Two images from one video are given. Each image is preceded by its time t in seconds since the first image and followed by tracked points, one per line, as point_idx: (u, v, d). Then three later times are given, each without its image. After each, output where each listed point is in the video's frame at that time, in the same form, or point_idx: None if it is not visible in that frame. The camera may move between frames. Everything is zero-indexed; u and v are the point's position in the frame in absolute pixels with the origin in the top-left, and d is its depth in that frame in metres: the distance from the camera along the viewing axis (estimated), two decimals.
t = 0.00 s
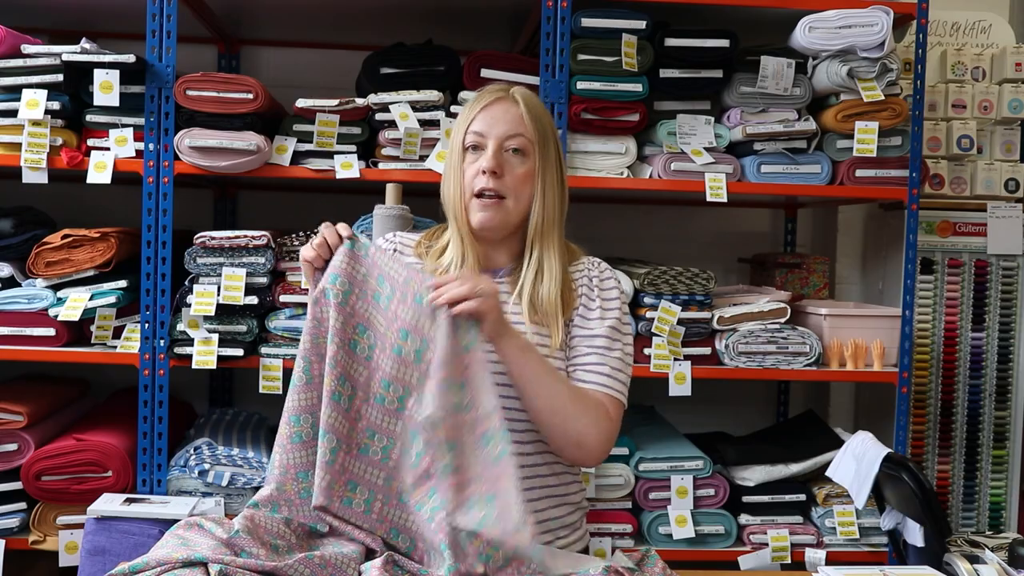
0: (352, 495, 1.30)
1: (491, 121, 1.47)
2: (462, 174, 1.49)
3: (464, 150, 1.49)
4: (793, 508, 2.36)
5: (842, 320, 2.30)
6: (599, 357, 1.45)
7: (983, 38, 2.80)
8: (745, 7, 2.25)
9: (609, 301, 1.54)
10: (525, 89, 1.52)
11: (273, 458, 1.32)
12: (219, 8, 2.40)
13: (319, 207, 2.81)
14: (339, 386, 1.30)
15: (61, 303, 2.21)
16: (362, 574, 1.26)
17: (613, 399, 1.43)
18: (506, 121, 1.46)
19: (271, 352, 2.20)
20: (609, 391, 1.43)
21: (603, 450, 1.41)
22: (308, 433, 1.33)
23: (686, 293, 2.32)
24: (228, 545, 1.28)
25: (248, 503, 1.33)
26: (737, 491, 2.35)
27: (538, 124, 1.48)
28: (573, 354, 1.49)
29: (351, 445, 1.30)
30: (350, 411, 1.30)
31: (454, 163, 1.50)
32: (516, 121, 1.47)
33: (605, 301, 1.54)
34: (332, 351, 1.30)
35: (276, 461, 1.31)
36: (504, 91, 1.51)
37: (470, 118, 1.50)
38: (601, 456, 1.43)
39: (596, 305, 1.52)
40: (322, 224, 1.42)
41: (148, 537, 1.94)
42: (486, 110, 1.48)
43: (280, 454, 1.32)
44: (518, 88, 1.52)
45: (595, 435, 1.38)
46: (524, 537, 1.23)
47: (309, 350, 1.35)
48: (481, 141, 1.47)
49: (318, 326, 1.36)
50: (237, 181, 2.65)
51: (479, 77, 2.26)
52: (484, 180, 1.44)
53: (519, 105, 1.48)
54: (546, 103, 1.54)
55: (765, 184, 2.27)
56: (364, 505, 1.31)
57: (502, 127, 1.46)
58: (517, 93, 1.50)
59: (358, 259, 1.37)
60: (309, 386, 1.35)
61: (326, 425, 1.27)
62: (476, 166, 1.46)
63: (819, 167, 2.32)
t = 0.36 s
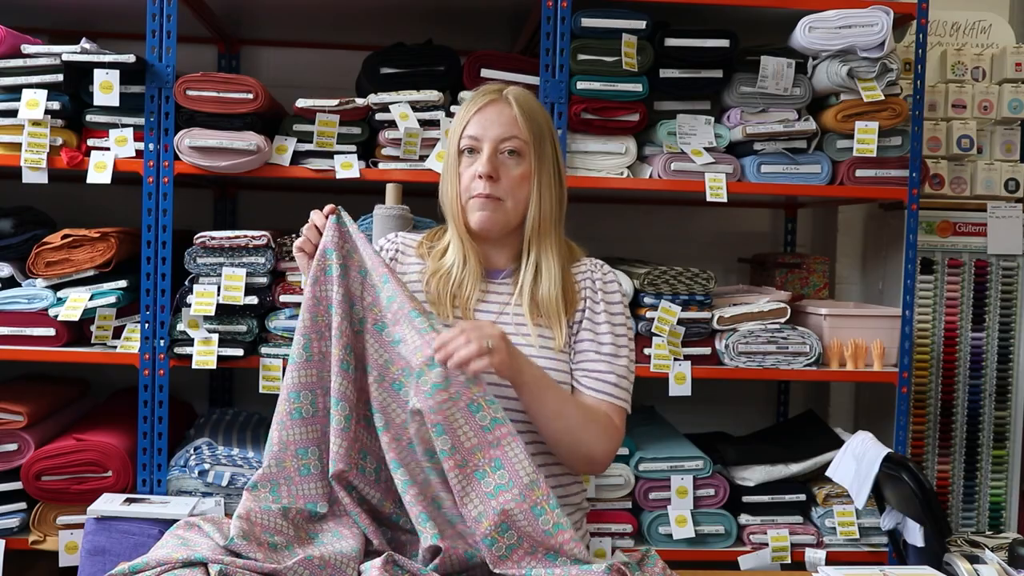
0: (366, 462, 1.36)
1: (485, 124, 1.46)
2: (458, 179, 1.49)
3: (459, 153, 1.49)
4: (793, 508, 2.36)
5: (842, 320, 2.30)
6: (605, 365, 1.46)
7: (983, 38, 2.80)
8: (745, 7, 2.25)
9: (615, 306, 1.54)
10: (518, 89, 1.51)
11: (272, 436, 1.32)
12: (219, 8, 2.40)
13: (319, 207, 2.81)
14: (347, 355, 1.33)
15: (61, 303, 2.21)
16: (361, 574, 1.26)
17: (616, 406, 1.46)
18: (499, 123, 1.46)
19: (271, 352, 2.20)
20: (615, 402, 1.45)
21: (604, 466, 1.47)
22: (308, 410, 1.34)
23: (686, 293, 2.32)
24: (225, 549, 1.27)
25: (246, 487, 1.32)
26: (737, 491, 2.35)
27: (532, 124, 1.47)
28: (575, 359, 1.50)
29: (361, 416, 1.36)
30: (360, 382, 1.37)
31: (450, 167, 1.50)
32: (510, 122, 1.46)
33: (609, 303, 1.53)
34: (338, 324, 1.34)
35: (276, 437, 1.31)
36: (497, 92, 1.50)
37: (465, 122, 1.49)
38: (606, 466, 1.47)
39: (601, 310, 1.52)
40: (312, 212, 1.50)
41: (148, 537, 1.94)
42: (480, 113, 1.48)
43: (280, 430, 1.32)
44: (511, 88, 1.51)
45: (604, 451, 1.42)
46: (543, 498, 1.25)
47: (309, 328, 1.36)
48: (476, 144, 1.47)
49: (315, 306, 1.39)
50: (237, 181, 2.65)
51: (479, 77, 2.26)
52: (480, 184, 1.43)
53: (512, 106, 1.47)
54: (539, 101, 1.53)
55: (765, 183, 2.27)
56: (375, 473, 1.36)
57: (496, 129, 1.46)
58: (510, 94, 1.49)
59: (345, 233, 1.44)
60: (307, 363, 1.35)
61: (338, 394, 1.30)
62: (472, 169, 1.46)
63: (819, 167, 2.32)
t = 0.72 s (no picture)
0: (361, 465, 1.36)
1: (484, 125, 1.46)
2: (457, 180, 1.49)
3: (459, 155, 1.49)
4: (793, 508, 2.36)
5: (842, 320, 2.30)
6: (610, 368, 1.46)
7: (983, 38, 2.80)
8: (745, 7, 2.25)
9: (617, 306, 1.54)
10: (517, 89, 1.50)
11: (266, 442, 1.33)
12: (219, 8, 2.40)
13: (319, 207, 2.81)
14: (336, 359, 1.34)
15: (61, 303, 2.22)
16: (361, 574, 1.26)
17: (619, 410, 1.46)
18: (498, 124, 1.45)
19: (270, 351, 2.20)
20: (618, 404, 1.46)
21: (608, 469, 1.47)
22: (302, 412, 1.35)
23: (686, 293, 2.32)
24: (225, 549, 1.27)
25: (245, 493, 1.33)
26: (737, 491, 2.35)
27: (531, 124, 1.46)
28: (580, 361, 1.50)
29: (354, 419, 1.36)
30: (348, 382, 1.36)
31: (450, 169, 1.49)
32: (509, 123, 1.46)
33: (612, 305, 1.54)
34: (326, 327, 1.35)
35: (270, 444, 1.32)
36: (496, 93, 1.49)
37: (464, 122, 1.49)
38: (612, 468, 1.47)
39: (604, 312, 1.52)
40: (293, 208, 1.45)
41: (148, 537, 1.94)
42: (479, 114, 1.47)
43: (274, 436, 1.33)
44: (510, 89, 1.50)
45: (608, 455, 1.43)
46: (546, 492, 1.24)
47: (297, 331, 1.36)
48: (475, 146, 1.46)
49: (304, 306, 1.38)
50: (237, 181, 2.65)
51: (479, 77, 2.26)
52: (479, 185, 1.43)
53: (511, 107, 1.46)
54: (539, 101, 1.52)
55: (765, 183, 2.27)
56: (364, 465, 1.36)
57: (495, 131, 1.45)
58: (508, 94, 1.48)
59: (330, 234, 1.42)
60: (299, 366, 1.35)
61: (327, 398, 1.33)
62: (471, 171, 1.45)
63: (819, 167, 2.32)
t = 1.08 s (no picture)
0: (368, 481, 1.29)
1: (485, 124, 1.45)
2: (458, 180, 1.48)
3: (460, 154, 1.48)
4: (793, 508, 2.36)
5: (842, 320, 2.30)
6: (611, 369, 1.46)
7: (983, 38, 2.80)
8: (745, 7, 2.25)
9: (617, 307, 1.54)
10: (519, 88, 1.49)
11: (267, 457, 1.29)
12: (219, 8, 2.40)
13: (320, 207, 2.81)
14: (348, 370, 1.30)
15: (61, 303, 2.21)
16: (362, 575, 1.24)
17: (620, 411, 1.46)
18: (499, 123, 1.44)
19: (271, 351, 2.20)
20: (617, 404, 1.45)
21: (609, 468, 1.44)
22: (303, 428, 1.31)
23: (686, 293, 2.32)
24: (228, 545, 1.26)
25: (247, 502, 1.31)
26: (737, 491, 2.35)
27: (532, 123, 1.45)
28: (580, 362, 1.50)
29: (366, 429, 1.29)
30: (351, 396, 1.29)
31: (451, 168, 1.49)
32: (510, 122, 1.45)
33: (612, 306, 1.54)
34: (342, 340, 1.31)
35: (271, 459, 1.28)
36: (498, 92, 1.48)
37: (465, 122, 1.48)
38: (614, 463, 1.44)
39: (606, 313, 1.52)
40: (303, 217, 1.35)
41: (148, 537, 1.94)
42: (480, 113, 1.46)
43: (275, 452, 1.29)
44: (511, 88, 1.49)
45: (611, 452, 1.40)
46: (557, 470, 1.19)
47: (302, 348, 1.32)
48: (476, 145, 1.46)
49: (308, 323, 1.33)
50: (237, 181, 2.66)
51: (479, 77, 2.26)
52: (480, 185, 1.42)
53: (512, 106, 1.45)
54: (540, 99, 1.51)
55: (765, 184, 2.27)
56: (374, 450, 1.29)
57: (496, 130, 1.44)
58: (510, 93, 1.47)
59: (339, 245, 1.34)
60: (302, 382, 1.32)
61: (340, 412, 1.27)
62: (471, 170, 1.44)
63: (819, 167, 2.32)
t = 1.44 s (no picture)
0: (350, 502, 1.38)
1: (484, 129, 1.45)
2: (458, 184, 1.48)
3: (459, 159, 1.48)
4: (793, 508, 2.36)
5: (842, 320, 2.30)
6: (614, 373, 1.46)
7: (983, 38, 2.80)
8: (745, 7, 2.25)
9: (620, 310, 1.55)
10: (518, 91, 1.49)
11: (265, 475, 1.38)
12: (219, 8, 2.40)
13: (320, 207, 2.81)
14: (318, 397, 1.38)
15: (61, 303, 2.21)
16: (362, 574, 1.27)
17: (622, 415, 1.47)
18: (499, 127, 1.44)
19: (270, 352, 2.20)
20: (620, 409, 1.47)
21: (611, 473, 1.49)
22: (295, 447, 1.39)
23: (686, 293, 2.32)
24: (228, 544, 1.27)
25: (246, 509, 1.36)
26: (737, 491, 2.35)
27: (532, 127, 1.46)
28: (584, 365, 1.50)
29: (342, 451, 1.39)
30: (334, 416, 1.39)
31: (450, 172, 1.49)
32: (509, 126, 1.45)
33: (615, 309, 1.54)
34: (308, 364, 1.39)
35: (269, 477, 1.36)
36: (496, 95, 1.49)
37: (465, 126, 1.48)
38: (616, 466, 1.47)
39: (609, 316, 1.52)
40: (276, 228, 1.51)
41: (148, 537, 1.94)
42: (479, 117, 1.46)
43: (272, 470, 1.38)
44: (510, 91, 1.49)
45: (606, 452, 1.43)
46: (538, 497, 1.32)
47: (286, 363, 1.42)
48: (475, 150, 1.46)
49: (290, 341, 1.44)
50: (237, 181, 2.65)
51: (479, 77, 2.26)
52: (480, 190, 1.43)
53: (512, 110, 1.45)
54: (539, 103, 1.51)
55: (765, 183, 2.27)
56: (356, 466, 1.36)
57: (495, 134, 1.44)
58: (509, 97, 1.47)
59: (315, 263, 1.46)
60: (291, 400, 1.41)
61: (313, 437, 1.36)
62: (471, 175, 1.45)
63: (819, 167, 2.32)
